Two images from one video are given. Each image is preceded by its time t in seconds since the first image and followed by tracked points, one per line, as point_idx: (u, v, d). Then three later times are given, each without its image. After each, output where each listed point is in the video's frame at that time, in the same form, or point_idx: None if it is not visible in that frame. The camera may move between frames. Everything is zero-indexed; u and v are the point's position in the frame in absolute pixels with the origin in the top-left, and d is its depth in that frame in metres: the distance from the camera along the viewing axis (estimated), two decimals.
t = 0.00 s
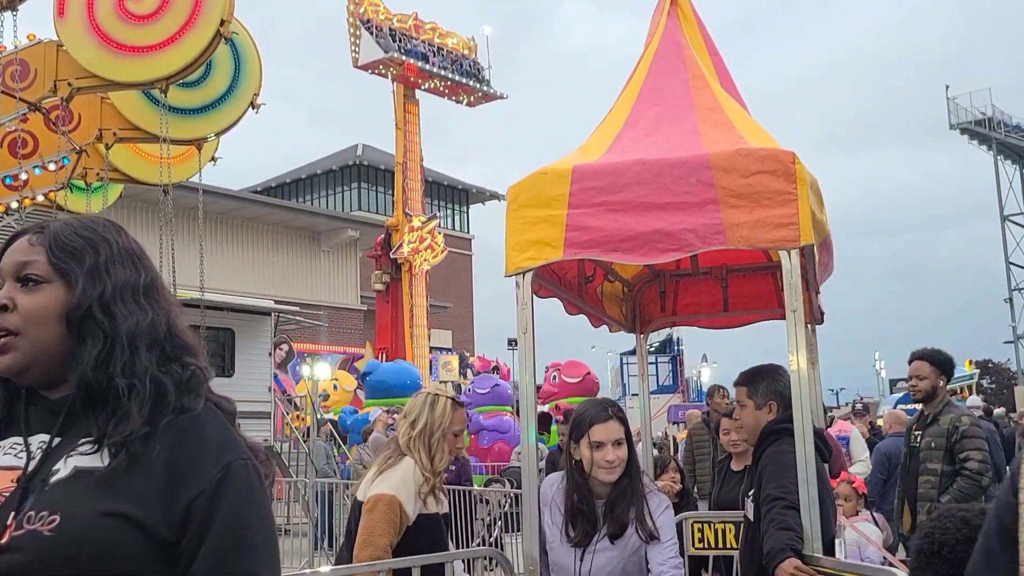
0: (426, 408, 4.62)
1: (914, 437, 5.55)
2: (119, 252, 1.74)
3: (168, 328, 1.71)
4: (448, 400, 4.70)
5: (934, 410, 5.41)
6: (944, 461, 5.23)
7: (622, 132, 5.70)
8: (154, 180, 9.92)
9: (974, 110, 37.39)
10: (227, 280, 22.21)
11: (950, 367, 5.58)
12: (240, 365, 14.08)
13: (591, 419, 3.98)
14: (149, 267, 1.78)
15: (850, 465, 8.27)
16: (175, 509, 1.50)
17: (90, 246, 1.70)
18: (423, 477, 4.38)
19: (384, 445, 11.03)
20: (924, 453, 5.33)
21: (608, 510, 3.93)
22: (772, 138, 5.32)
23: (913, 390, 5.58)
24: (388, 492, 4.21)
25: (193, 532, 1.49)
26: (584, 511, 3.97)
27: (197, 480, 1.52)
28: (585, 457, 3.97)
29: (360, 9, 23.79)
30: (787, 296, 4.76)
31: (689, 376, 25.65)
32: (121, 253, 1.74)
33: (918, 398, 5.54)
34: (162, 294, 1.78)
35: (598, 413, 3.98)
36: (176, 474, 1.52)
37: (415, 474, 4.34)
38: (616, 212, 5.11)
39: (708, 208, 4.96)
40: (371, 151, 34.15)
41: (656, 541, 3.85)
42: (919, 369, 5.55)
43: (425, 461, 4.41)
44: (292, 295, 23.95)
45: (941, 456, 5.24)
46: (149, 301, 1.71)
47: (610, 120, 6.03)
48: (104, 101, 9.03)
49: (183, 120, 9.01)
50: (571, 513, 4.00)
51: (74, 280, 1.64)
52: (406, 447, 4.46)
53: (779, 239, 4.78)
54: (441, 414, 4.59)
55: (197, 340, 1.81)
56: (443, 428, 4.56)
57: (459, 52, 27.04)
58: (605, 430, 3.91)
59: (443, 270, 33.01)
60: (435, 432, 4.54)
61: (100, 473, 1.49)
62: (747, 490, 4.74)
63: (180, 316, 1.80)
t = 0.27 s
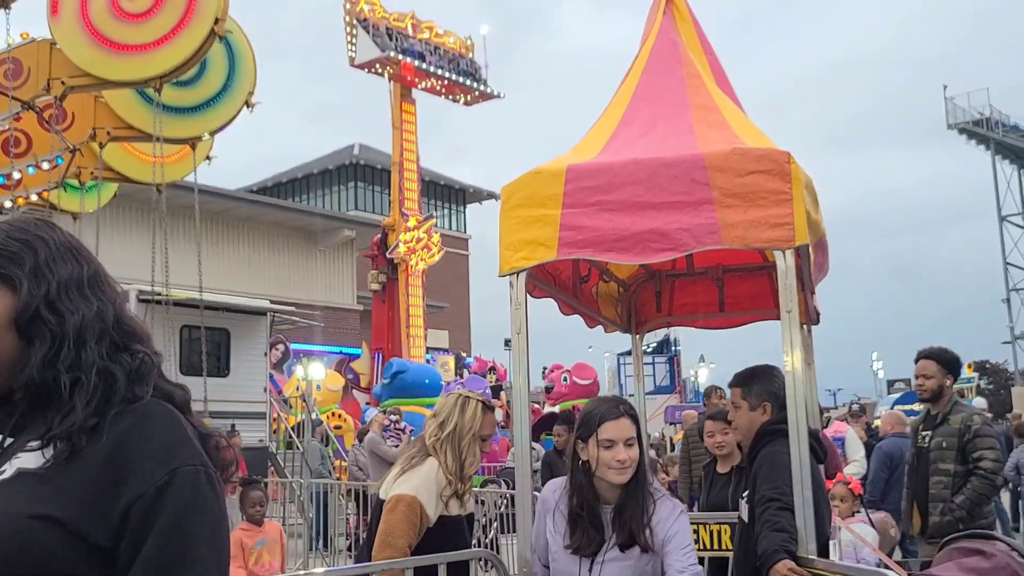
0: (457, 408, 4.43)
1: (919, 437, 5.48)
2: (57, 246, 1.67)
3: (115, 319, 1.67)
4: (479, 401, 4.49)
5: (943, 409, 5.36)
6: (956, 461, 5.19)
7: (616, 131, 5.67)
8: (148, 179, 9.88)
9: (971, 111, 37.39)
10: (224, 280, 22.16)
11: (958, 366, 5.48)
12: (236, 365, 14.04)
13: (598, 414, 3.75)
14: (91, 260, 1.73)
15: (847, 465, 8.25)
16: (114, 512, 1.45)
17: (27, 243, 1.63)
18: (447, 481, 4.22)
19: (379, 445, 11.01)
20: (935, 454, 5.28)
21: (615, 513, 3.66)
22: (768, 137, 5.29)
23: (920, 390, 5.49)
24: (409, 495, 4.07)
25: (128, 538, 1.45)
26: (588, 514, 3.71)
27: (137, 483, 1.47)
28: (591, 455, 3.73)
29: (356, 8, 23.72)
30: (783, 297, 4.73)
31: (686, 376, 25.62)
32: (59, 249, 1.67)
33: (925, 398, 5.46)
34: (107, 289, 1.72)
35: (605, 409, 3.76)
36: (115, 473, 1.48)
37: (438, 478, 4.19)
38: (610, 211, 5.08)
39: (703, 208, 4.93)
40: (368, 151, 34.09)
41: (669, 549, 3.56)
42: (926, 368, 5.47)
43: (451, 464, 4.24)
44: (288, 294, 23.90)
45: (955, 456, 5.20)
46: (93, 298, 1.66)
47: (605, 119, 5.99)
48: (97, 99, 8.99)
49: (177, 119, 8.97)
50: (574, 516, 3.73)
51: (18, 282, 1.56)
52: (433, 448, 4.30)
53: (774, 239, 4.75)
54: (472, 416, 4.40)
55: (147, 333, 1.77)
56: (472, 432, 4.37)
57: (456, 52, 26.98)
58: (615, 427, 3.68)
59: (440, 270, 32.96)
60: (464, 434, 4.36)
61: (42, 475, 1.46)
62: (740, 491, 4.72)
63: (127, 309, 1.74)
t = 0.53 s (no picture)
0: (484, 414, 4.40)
1: (930, 442, 5.50)
2: (24, 247, 1.70)
3: (85, 314, 1.68)
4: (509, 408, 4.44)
5: (953, 412, 5.37)
6: (970, 465, 5.19)
7: (612, 135, 5.69)
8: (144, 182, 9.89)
9: (968, 114, 37.41)
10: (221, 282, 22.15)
11: (966, 369, 5.44)
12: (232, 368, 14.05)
13: (638, 415, 3.24)
14: (62, 260, 1.75)
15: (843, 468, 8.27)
16: (58, 517, 1.45)
17: None
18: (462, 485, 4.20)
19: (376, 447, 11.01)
20: (947, 458, 5.29)
21: (651, 526, 3.14)
22: (763, 142, 5.30)
23: (928, 395, 5.44)
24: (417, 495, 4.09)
25: (69, 546, 1.43)
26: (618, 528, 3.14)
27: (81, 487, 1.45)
28: (626, 460, 3.19)
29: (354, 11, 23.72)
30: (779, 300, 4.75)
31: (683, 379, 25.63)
32: (28, 250, 1.70)
33: (935, 403, 5.43)
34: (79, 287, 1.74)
35: (645, 410, 3.26)
36: (64, 471, 1.47)
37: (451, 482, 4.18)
38: (606, 215, 5.10)
39: (698, 211, 4.95)
40: (365, 154, 34.09)
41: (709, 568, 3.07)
42: (936, 372, 5.40)
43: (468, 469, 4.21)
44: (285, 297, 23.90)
45: (969, 460, 5.20)
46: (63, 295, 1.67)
47: (601, 123, 6.01)
48: (94, 103, 9.00)
49: (173, 121, 8.96)
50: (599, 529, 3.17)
51: None
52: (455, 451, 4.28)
53: (770, 243, 4.76)
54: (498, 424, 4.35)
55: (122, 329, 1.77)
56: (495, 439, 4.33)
57: (453, 54, 26.99)
58: (658, 431, 3.19)
59: (437, 272, 32.98)
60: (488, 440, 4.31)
61: None
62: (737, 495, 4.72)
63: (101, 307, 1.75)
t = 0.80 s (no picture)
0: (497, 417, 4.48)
1: (939, 446, 5.50)
2: (20, 247, 1.72)
3: (72, 315, 1.68)
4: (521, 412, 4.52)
5: (960, 415, 5.37)
6: (980, 470, 5.19)
7: (611, 139, 5.71)
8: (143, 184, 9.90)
9: (967, 117, 37.43)
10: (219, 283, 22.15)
11: (970, 371, 5.49)
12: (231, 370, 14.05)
13: (680, 429, 2.98)
14: (58, 261, 1.76)
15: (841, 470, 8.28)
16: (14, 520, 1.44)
17: None
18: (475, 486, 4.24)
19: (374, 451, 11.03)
20: (957, 463, 5.28)
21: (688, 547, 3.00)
22: (761, 145, 5.33)
23: (930, 397, 5.50)
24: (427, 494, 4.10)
25: (22, 553, 1.42)
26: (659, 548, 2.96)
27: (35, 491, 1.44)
28: (665, 477, 2.97)
29: (353, 13, 23.75)
30: (777, 304, 4.77)
31: (682, 381, 25.65)
32: (24, 249, 1.73)
33: (938, 405, 5.47)
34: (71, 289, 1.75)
35: (685, 423, 3.01)
36: (23, 473, 1.47)
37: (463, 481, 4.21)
38: (604, 219, 5.11)
39: (696, 215, 4.96)
40: (364, 155, 34.09)
41: None
42: (936, 375, 5.48)
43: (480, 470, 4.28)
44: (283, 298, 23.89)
45: (977, 464, 5.20)
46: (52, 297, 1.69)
47: (599, 127, 6.03)
48: (94, 105, 9.02)
49: (172, 124, 8.95)
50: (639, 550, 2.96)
51: None
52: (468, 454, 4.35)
53: (768, 247, 4.78)
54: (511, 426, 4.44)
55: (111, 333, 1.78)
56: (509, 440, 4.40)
57: (452, 56, 27.01)
58: (700, 449, 2.96)
59: (436, 274, 32.99)
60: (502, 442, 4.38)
61: None
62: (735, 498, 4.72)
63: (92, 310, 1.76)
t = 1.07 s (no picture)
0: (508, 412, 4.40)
1: (939, 445, 5.53)
2: (9, 236, 1.66)
3: (51, 312, 1.62)
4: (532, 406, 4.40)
5: (959, 415, 5.40)
6: (977, 469, 5.23)
7: (608, 140, 5.74)
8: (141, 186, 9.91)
9: (962, 117, 37.50)
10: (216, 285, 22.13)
11: (969, 370, 5.52)
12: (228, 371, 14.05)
13: (730, 428, 2.77)
14: (47, 251, 1.69)
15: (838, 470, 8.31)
16: None
17: None
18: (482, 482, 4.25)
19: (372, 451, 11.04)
20: (956, 462, 5.32)
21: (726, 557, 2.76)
22: (757, 146, 5.36)
23: (928, 396, 5.56)
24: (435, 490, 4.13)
25: None
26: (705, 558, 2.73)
27: None
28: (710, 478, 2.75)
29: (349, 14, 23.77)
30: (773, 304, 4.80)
31: (679, 381, 25.68)
32: (12, 237, 1.66)
33: (937, 404, 5.52)
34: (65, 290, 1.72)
35: (733, 422, 2.79)
36: None
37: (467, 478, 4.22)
38: (602, 219, 5.14)
39: (692, 216, 4.99)
40: (360, 157, 34.10)
41: None
42: (934, 374, 5.53)
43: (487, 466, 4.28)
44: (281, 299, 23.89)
45: (975, 464, 5.23)
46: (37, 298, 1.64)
47: (596, 129, 6.06)
48: (92, 107, 9.04)
49: (169, 127, 8.97)
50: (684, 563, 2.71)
51: None
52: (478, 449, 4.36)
53: (764, 248, 4.82)
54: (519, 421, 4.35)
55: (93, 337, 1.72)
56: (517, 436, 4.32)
57: (449, 58, 27.04)
58: (751, 452, 2.75)
59: (433, 275, 33.02)
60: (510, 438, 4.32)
61: None
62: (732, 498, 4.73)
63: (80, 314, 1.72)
